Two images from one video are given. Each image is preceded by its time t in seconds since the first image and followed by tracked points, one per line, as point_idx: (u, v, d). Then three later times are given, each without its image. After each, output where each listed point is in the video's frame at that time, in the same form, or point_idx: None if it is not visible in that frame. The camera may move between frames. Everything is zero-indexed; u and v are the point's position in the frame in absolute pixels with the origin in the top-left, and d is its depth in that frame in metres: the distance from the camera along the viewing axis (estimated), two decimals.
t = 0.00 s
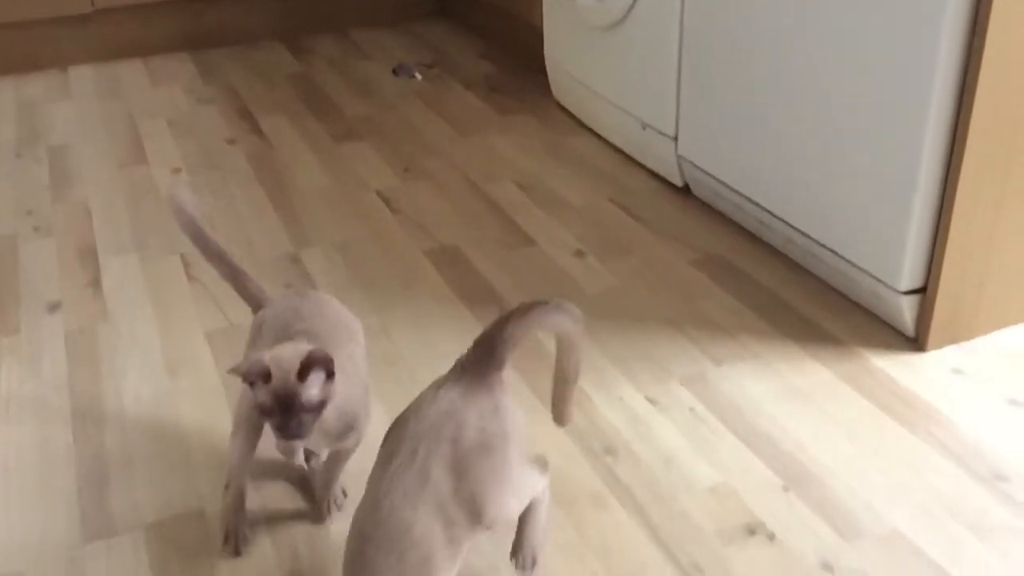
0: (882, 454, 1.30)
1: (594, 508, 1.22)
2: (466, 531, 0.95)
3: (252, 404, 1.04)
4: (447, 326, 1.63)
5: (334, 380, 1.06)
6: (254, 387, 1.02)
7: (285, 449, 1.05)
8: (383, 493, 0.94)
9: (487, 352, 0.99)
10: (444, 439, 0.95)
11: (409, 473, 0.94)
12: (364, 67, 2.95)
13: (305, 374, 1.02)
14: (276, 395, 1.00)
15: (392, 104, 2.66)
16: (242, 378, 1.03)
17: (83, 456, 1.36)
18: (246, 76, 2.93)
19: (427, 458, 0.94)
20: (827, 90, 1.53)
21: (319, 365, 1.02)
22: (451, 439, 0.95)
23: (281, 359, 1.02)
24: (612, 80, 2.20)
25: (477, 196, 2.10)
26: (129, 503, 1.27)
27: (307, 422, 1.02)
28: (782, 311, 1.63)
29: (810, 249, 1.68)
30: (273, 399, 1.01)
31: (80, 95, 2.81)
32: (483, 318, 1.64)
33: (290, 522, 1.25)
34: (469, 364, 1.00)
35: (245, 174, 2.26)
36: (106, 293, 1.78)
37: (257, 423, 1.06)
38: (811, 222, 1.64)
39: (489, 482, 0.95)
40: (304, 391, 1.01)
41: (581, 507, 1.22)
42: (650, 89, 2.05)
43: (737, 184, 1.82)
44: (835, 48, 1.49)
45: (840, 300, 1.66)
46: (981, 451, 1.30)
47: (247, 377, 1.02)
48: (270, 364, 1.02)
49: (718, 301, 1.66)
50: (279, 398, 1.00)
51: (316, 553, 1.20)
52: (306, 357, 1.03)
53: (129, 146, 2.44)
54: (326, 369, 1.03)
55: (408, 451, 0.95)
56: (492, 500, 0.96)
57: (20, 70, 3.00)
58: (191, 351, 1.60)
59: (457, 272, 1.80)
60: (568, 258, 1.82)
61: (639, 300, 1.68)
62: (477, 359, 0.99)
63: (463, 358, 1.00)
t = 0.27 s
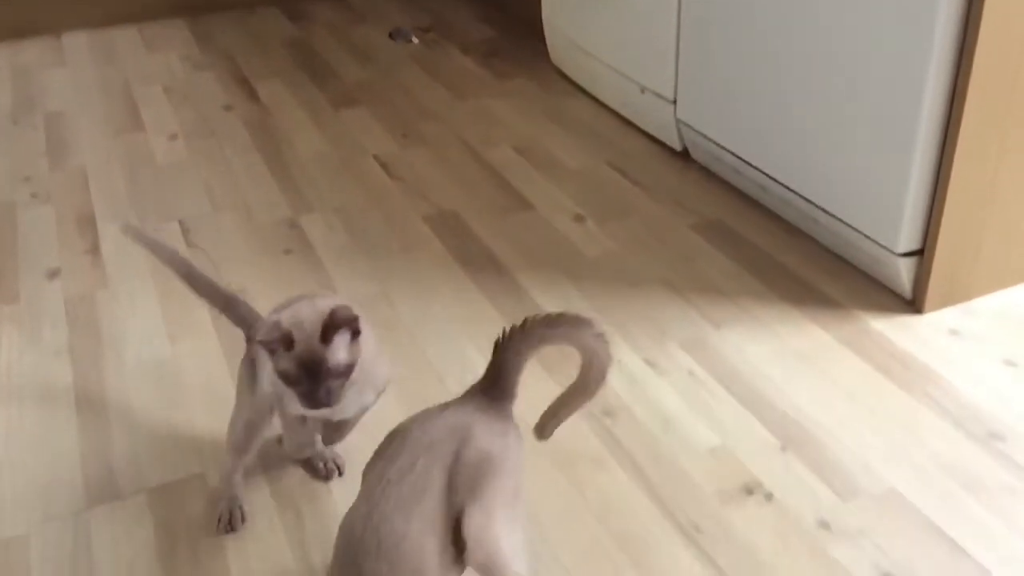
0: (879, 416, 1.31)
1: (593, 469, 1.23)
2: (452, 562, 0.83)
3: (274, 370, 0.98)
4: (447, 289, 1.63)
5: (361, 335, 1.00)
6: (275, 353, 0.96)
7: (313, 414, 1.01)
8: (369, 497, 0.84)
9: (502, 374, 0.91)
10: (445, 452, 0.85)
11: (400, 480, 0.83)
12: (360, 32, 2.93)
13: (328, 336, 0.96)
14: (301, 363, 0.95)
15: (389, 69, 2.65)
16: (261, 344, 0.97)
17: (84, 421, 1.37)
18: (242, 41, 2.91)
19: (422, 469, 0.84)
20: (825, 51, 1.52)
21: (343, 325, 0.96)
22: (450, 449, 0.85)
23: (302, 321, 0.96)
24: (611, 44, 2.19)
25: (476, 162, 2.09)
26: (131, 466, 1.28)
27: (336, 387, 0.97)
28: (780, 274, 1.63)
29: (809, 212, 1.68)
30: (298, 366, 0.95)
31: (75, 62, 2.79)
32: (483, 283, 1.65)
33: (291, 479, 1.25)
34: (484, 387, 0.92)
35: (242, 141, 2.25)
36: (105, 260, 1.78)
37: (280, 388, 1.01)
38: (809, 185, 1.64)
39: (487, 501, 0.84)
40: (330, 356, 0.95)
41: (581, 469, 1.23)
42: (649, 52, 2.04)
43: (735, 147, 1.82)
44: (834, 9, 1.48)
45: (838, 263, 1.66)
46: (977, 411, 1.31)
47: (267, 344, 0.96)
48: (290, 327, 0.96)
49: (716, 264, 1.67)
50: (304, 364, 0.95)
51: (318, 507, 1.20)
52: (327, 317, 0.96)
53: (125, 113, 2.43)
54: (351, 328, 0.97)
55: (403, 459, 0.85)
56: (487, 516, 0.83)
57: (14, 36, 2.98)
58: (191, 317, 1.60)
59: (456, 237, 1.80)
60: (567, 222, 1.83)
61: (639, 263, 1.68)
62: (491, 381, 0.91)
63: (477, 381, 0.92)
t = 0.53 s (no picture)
0: (873, 383, 1.32)
1: (591, 439, 1.24)
2: None
3: (308, 356, 0.89)
4: (444, 264, 1.64)
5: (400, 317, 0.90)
6: (308, 338, 0.87)
7: (352, 404, 0.92)
8: (380, 509, 0.81)
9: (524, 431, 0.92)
10: (461, 479, 0.84)
11: (415, 494, 0.81)
12: (352, 8, 2.92)
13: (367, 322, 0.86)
14: (336, 351, 0.86)
15: (382, 45, 2.64)
16: (291, 331, 0.87)
17: (84, 397, 1.38)
18: (234, 18, 2.90)
19: (438, 490, 0.82)
20: (819, 23, 1.52)
21: (383, 310, 0.86)
22: (467, 477, 0.84)
23: (337, 306, 0.86)
24: (604, 18, 2.18)
25: (470, 137, 2.09)
26: (132, 441, 1.29)
27: (375, 374, 0.88)
28: (775, 246, 1.64)
29: (802, 184, 1.68)
30: (333, 352, 0.87)
31: (67, 39, 2.78)
32: (479, 258, 1.65)
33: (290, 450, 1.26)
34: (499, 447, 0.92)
35: (236, 118, 2.25)
36: (101, 238, 1.78)
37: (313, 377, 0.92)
38: (803, 157, 1.64)
39: (494, 528, 0.81)
40: (369, 344, 0.86)
41: (578, 439, 1.24)
42: (642, 26, 2.03)
43: (729, 120, 1.82)
44: None
45: (832, 234, 1.67)
46: (970, 377, 1.33)
47: (298, 330, 0.87)
48: (324, 312, 0.86)
49: (711, 237, 1.68)
50: (340, 352, 0.86)
51: (318, 478, 1.21)
52: (365, 299, 0.86)
53: (118, 91, 2.42)
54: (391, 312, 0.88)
55: (420, 478, 0.83)
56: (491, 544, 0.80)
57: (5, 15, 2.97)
58: (188, 293, 1.61)
59: (451, 213, 1.81)
60: (561, 197, 1.83)
61: (634, 237, 1.69)
62: (507, 441, 0.92)
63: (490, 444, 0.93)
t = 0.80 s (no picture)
0: (869, 353, 1.33)
1: (588, 412, 1.25)
2: None
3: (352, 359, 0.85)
4: (440, 242, 1.65)
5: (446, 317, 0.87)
6: (352, 342, 0.83)
7: (392, 404, 0.89)
8: (388, 559, 0.77)
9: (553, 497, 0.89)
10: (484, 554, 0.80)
11: (431, 554, 0.77)
12: None
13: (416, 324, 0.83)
14: (386, 356, 0.83)
15: (373, 25, 2.63)
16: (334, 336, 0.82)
17: (83, 380, 1.38)
18: None
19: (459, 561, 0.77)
20: None
21: (435, 313, 0.83)
22: (489, 554, 0.80)
23: (386, 307, 0.82)
24: None
25: (463, 116, 2.09)
26: (133, 423, 1.30)
27: (426, 376, 0.85)
28: (769, 219, 1.65)
29: (795, 156, 1.69)
30: (382, 359, 0.83)
31: (55, 24, 2.77)
32: (475, 236, 1.66)
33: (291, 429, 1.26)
34: (530, 505, 0.89)
35: (227, 100, 2.24)
36: (96, 222, 1.78)
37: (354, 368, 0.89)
38: (795, 128, 1.65)
39: None
40: (421, 348, 0.83)
41: (577, 413, 1.25)
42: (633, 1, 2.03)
43: (721, 94, 1.82)
44: None
45: (825, 206, 1.67)
46: (962, 344, 1.34)
47: (345, 336, 0.82)
48: (372, 315, 0.81)
49: (705, 210, 1.68)
50: (389, 357, 0.83)
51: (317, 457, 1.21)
52: (415, 301, 0.83)
53: (109, 75, 2.42)
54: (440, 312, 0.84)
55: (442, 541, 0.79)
56: None
57: None
58: (185, 276, 1.61)
59: (446, 191, 1.81)
60: (556, 174, 1.83)
61: (629, 212, 1.69)
62: (539, 502, 0.89)
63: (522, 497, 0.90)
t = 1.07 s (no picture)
0: (864, 316, 1.34)
1: (586, 381, 1.26)
2: None
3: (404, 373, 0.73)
4: (435, 218, 1.65)
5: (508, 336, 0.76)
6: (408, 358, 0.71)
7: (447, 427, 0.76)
8: None
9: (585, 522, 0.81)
10: None
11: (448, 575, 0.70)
12: None
13: (482, 340, 0.72)
14: (448, 379, 0.71)
15: (361, 4, 2.62)
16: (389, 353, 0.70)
17: (83, 362, 1.39)
18: None
19: None
20: None
21: (507, 331, 0.72)
22: (503, 565, 0.74)
23: (447, 321, 0.71)
24: None
25: (454, 92, 2.09)
26: (134, 404, 1.31)
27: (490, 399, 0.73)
28: (763, 187, 1.65)
29: (787, 123, 1.69)
30: (443, 377, 0.71)
31: (42, 11, 2.75)
32: (469, 211, 1.66)
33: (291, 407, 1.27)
34: (554, 529, 0.81)
35: (218, 82, 2.24)
36: (89, 207, 1.78)
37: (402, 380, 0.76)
38: (787, 95, 1.65)
39: None
40: (486, 373, 0.72)
41: (576, 383, 1.26)
42: None
43: (712, 64, 1.82)
44: None
45: (818, 173, 1.68)
46: (956, 305, 1.35)
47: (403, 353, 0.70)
48: (433, 328, 0.71)
49: (698, 180, 1.69)
50: (451, 375, 0.71)
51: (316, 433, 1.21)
52: (481, 313, 0.73)
53: (98, 60, 2.41)
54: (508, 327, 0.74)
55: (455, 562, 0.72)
56: None
57: None
58: (181, 258, 1.61)
59: (439, 167, 1.81)
60: (549, 147, 1.84)
61: (623, 184, 1.70)
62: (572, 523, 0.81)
63: (549, 516, 0.83)
